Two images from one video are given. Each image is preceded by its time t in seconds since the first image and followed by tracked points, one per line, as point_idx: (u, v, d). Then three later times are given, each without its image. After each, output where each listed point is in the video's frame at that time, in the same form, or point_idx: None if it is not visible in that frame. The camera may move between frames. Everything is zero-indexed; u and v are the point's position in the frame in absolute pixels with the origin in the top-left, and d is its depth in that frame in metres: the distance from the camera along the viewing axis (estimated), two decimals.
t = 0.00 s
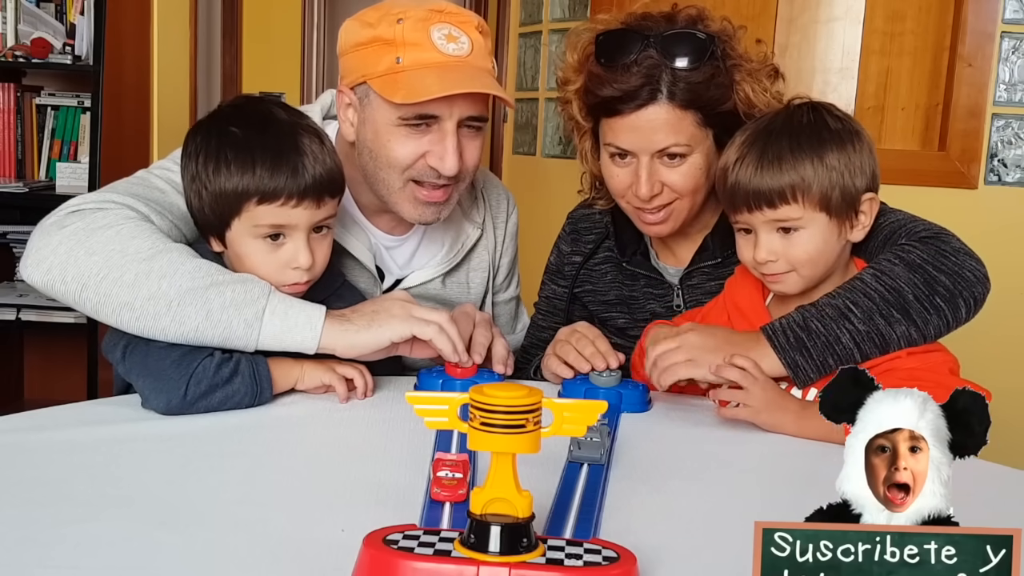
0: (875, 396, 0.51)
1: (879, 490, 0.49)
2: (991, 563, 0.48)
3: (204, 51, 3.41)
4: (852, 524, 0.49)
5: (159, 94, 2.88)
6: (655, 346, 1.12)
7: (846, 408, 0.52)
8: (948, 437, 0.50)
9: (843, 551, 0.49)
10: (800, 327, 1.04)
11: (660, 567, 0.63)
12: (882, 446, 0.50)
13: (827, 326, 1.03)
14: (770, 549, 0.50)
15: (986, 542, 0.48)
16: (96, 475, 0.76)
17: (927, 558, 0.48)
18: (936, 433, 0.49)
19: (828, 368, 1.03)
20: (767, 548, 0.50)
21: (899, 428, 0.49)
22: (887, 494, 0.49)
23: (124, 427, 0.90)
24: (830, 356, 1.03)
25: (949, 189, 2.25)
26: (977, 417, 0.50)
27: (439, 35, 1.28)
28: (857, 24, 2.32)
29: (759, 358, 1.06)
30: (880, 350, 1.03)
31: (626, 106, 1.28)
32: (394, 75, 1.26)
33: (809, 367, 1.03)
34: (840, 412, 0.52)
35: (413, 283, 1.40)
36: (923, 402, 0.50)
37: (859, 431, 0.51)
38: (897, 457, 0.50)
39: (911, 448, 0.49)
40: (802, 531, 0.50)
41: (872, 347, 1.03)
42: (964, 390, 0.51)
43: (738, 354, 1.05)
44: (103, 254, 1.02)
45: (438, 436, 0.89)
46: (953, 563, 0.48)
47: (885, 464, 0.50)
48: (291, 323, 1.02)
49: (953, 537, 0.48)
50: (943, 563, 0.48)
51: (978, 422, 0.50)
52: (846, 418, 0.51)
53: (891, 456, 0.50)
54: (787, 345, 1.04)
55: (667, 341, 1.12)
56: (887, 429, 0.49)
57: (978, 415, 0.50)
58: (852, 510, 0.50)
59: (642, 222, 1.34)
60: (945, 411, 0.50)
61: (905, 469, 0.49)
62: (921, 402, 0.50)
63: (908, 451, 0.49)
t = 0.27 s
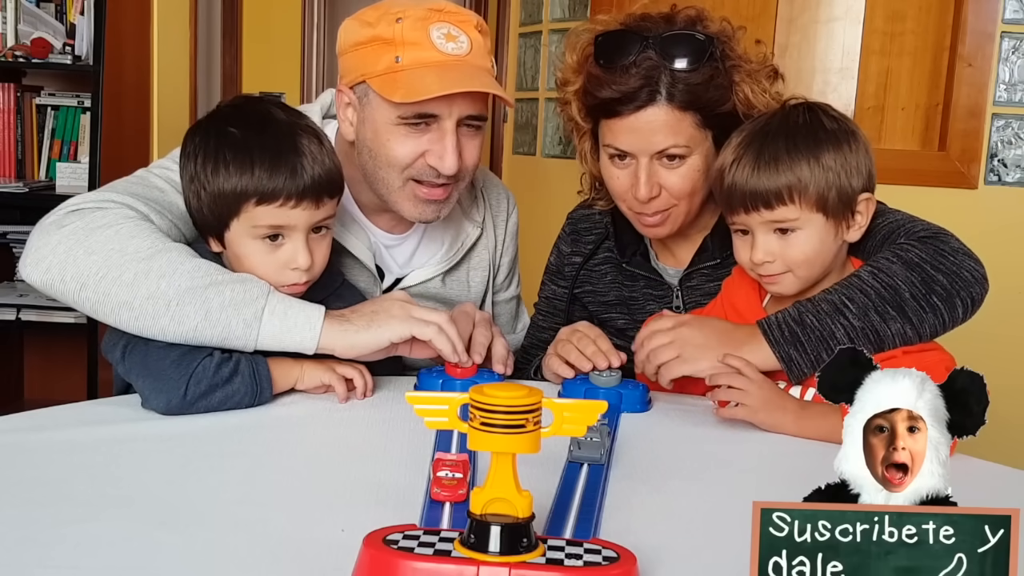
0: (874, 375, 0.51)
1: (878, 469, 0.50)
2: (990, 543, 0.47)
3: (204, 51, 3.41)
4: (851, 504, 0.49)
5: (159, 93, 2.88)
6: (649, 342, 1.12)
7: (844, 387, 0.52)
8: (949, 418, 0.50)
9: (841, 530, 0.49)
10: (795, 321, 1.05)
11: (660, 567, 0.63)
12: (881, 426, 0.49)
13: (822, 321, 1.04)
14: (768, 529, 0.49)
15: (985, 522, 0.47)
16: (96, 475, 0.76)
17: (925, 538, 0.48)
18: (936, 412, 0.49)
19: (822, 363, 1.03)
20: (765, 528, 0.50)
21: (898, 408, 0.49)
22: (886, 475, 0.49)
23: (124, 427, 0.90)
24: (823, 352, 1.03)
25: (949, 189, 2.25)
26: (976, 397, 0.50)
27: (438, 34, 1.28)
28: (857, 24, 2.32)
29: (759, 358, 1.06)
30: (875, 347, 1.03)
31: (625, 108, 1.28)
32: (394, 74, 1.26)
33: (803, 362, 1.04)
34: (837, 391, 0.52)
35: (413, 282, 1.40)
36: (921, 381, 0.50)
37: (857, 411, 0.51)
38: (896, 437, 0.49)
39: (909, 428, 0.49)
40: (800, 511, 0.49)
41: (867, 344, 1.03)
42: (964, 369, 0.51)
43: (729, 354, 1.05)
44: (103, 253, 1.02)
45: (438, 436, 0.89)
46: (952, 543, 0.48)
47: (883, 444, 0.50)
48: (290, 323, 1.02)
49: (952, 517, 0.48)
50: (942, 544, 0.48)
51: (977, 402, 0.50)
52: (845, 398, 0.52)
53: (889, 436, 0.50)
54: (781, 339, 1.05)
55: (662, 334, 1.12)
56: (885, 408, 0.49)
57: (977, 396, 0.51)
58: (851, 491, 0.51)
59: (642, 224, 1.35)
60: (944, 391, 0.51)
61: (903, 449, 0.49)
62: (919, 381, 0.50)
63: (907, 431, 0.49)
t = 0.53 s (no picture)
0: (873, 357, 0.51)
1: (876, 451, 0.50)
2: (988, 525, 0.48)
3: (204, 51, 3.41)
4: (848, 486, 0.50)
5: (159, 93, 2.88)
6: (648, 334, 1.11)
7: (842, 368, 0.52)
8: (947, 399, 0.51)
9: (840, 513, 0.49)
10: (794, 323, 1.05)
11: (660, 567, 0.63)
12: (880, 409, 0.50)
13: (821, 323, 1.04)
14: (766, 511, 0.50)
15: (983, 504, 0.48)
16: (96, 475, 0.76)
17: (924, 520, 0.48)
18: (936, 394, 0.50)
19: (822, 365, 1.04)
20: (763, 510, 0.50)
21: (896, 391, 0.50)
22: (885, 457, 0.50)
23: (124, 427, 0.90)
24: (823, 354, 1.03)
25: (949, 188, 2.25)
26: (974, 379, 0.51)
27: (438, 33, 1.28)
28: (857, 24, 2.32)
29: (759, 359, 1.06)
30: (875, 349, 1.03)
31: (629, 118, 1.28)
32: (394, 73, 1.26)
33: (803, 364, 1.04)
34: (836, 373, 0.52)
35: (412, 282, 1.40)
36: (919, 363, 0.51)
37: (855, 393, 0.51)
38: (895, 419, 0.50)
39: (907, 409, 0.49)
40: (798, 494, 0.50)
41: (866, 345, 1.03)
42: (962, 352, 0.53)
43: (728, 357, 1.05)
44: (102, 253, 1.02)
45: (438, 436, 0.89)
46: (950, 525, 0.48)
47: (881, 426, 0.50)
48: (290, 323, 1.02)
49: (950, 499, 0.48)
50: (940, 525, 0.48)
51: (975, 384, 0.51)
52: (843, 379, 0.52)
53: (888, 418, 0.50)
54: (780, 340, 1.05)
55: (661, 330, 1.12)
56: (884, 391, 0.50)
57: (975, 377, 0.52)
58: (849, 473, 0.51)
59: (649, 233, 1.35)
60: (942, 372, 0.52)
61: (902, 432, 0.50)
62: (918, 362, 0.51)
63: (905, 413, 0.50)
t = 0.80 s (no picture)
0: (870, 341, 0.53)
1: (875, 435, 0.52)
2: (986, 509, 0.50)
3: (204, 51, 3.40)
4: (847, 470, 0.52)
5: (159, 93, 2.88)
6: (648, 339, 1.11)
7: (841, 352, 0.54)
8: (946, 383, 0.52)
9: (837, 497, 0.51)
10: (794, 326, 1.05)
11: (660, 567, 0.63)
12: (879, 393, 0.52)
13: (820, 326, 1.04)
14: (764, 495, 0.52)
15: (981, 488, 0.50)
16: (96, 475, 0.76)
17: (922, 504, 0.50)
18: (934, 377, 0.52)
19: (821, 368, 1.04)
20: (761, 494, 0.52)
21: (895, 374, 0.51)
22: (883, 441, 0.52)
23: (125, 427, 0.90)
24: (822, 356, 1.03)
25: (949, 188, 2.25)
26: (973, 362, 0.53)
27: (438, 33, 1.28)
28: (857, 24, 2.32)
29: (759, 359, 1.06)
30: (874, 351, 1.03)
31: (631, 122, 1.28)
32: (394, 74, 1.26)
33: (802, 367, 1.04)
34: (835, 357, 0.54)
35: (413, 282, 1.40)
36: (919, 347, 0.52)
37: (854, 376, 0.53)
38: (894, 403, 0.52)
39: (906, 393, 0.51)
40: (796, 478, 0.52)
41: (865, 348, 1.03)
42: (961, 335, 0.54)
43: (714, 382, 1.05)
44: (102, 253, 1.02)
45: (438, 436, 0.89)
46: (948, 509, 0.50)
47: (880, 410, 0.52)
48: (289, 322, 1.02)
49: (948, 483, 0.50)
50: (938, 509, 0.50)
51: (974, 367, 0.53)
52: (842, 363, 0.54)
53: (887, 402, 0.52)
54: (780, 344, 1.05)
55: (660, 335, 1.11)
56: (882, 374, 0.52)
57: (973, 361, 0.53)
58: (847, 457, 0.53)
59: (650, 232, 1.35)
60: (940, 357, 0.53)
61: (901, 416, 0.52)
62: (917, 346, 0.52)
63: (903, 398, 0.52)
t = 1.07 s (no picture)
0: (869, 328, 0.54)
1: (873, 422, 0.53)
2: (985, 496, 0.51)
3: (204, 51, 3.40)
4: (846, 457, 0.52)
5: (159, 93, 2.89)
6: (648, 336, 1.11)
7: (839, 340, 0.54)
8: (945, 369, 0.52)
9: (837, 484, 0.52)
10: (794, 327, 1.05)
11: (660, 567, 0.63)
12: (878, 379, 0.53)
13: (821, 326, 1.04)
14: (763, 482, 0.53)
15: (980, 475, 0.51)
16: (96, 475, 0.76)
17: (921, 491, 0.51)
18: (933, 364, 0.52)
19: (822, 368, 1.04)
20: (761, 481, 0.53)
21: (894, 361, 0.52)
22: (882, 428, 0.53)
23: (124, 427, 0.90)
24: (823, 357, 1.03)
25: (949, 188, 2.25)
26: (971, 349, 0.52)
27: (443, 36, 1.28)
28: (857, 24, 2.32)
29: (759, 359, 1.06)
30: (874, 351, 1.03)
31: (630, 121, 1.28)
32: (397, 75, 1.26)
33: (802, 367, 1.04)
34: (834, 344, 0.54)
35: (414, 284, 1.40)
36: (917, 334, 0.53)
37: (853, 363, 0.54)
38: (892, 391, 0.53)
39: (904, 379, 0.52)
40: (796, 464, 0.53)
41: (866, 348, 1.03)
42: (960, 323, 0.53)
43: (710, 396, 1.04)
44: (102, 253, 1.02)
45: (438, 436, 0.89)
46: (947, 496, 0.51)
47: (879, 397, 0.53)
48: (287, 327, 1.03)
49: (947, 470, 0.51)
50: (937, 496, 0.51)
51: (972, 354, 0.52)
52: (841, 350, 0.54)
53: (885, 389, 0.53)
54: (780, 344, 1.05)
55: (661, 333, 1.11)
56: (881, 361, 0.53)
57: (972, 348, 0.53)
58: (846, 444, 0.54)
59: (648, 232, 1.35)
60: (941, 343, 0.53)
61: (899, 403, 0.53)
62: (915, 333, 0.53)
63: (902, 384, 0.53)
